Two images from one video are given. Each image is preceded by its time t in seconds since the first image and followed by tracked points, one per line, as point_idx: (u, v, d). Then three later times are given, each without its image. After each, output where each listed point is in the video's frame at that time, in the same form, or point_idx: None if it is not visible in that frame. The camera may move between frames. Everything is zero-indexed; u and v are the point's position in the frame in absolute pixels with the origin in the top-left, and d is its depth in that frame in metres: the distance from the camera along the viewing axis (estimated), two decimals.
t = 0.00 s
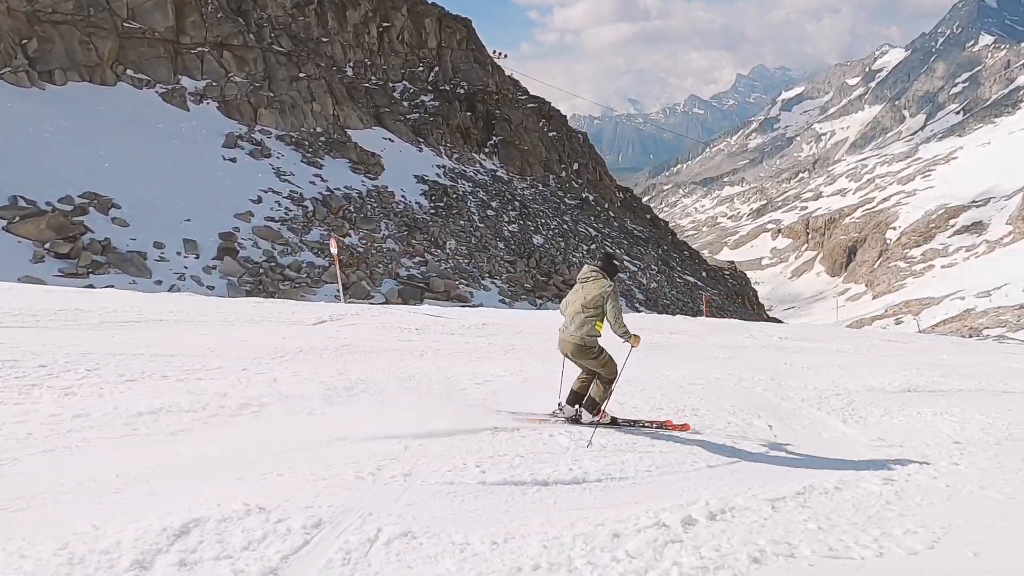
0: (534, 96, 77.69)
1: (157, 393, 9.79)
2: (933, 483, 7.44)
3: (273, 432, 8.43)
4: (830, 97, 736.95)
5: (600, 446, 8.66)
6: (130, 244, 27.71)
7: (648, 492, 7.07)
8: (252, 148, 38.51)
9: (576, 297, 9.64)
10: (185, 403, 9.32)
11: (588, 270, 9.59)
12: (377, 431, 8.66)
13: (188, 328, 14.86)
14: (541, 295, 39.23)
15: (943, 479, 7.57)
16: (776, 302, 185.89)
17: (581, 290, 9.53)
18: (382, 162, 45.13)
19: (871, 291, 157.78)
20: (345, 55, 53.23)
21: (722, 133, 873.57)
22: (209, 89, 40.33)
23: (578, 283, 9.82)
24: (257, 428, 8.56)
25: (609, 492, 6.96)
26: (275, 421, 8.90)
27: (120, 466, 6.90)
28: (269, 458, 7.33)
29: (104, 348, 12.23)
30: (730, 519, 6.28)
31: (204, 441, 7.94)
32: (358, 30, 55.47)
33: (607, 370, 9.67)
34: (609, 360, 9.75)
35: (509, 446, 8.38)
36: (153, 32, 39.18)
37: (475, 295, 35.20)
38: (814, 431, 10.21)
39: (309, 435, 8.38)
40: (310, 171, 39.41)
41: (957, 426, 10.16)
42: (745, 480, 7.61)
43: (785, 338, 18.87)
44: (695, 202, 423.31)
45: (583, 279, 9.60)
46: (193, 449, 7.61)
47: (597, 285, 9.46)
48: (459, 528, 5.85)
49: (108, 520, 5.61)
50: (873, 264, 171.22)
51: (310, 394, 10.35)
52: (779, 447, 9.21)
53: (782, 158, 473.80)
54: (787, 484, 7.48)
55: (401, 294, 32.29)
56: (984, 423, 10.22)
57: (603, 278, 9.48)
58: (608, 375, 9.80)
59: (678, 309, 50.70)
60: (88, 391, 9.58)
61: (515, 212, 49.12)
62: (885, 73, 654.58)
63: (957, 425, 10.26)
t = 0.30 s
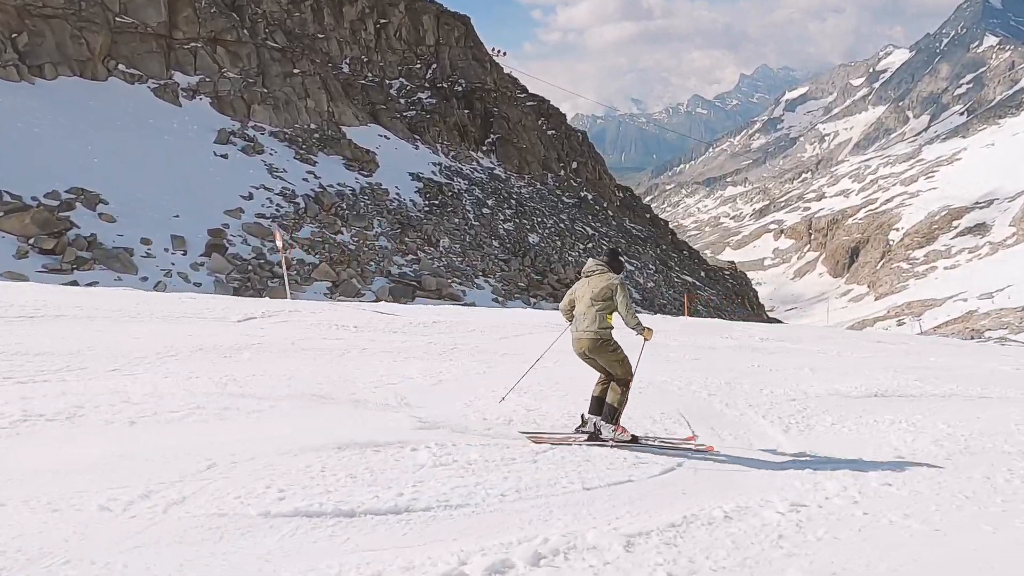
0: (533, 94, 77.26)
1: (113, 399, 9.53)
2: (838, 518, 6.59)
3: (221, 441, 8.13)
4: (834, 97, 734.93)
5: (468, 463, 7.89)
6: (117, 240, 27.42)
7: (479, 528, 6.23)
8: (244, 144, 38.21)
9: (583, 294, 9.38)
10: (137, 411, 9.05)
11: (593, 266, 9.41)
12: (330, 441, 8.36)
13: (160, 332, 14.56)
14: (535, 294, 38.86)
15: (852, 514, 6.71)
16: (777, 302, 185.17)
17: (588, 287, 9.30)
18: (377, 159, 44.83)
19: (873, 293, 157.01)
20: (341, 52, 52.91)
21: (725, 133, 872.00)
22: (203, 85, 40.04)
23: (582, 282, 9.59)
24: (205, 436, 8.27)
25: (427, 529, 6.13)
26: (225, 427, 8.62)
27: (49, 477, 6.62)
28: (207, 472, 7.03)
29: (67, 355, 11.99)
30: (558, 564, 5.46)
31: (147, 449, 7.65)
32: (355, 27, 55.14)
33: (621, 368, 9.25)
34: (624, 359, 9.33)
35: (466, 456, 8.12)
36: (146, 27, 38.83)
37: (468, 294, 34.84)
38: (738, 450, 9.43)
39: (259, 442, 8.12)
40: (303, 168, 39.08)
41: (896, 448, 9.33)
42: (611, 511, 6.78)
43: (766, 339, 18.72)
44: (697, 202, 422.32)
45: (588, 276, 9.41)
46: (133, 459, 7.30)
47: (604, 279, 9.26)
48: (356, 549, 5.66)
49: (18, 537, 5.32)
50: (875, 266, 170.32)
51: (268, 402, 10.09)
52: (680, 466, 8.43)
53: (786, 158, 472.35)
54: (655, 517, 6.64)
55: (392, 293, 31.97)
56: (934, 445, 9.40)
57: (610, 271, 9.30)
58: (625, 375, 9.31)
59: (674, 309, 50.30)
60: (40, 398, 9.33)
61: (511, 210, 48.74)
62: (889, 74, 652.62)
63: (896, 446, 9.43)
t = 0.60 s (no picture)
0: (533, 93, 76.92)
1: (67, 403, 9.27)
2: (712, 549, 5.49)
3: (175, 449, 7.92)
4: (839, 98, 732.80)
5: (294, 481, 6.91)
6: (104, 237, 27.19)
7: (248, 563, 5.13)
8: (237, 142, 37.96)
9: (590, 307, 9.04)
10: (89, 414, 8.82)
11: (598, 277, 9.12)
12: (284, 449, 8.11)
13: (130, 334, 14.27)
14: (529, 294, 38.51)
15: (734, 544, 5.60)
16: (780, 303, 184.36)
17: (595, 298, 8.97)
18: (373, 158, 44.56)
19: (875, 294, 156.09)
20: (338, 50, 52.65)
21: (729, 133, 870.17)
22: (196, 82, 39.80)
23: (586, 294, 9.26)
24: (155, 441, 8.04)
25: (181, 565, 5.04)
26: (177, 433, 8.36)
27: None
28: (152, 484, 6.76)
29: (31, 357, 11.82)
30: None
31: (91, 453, 7.41)
32: (352, 24, 54.89)
33: (630, 384, 8.90)
34: (633, 373, 8.99)
35: (417, 461, 7.82)
36: (139, 23, 38.62)
37: (461, 293, 34.51)
38: (642, 469, 8.45)
39: (210, 448, 7.85)
40: (297, 166, 38.82)
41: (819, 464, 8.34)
42: (430, 541, 5.66)
43: (752, 341, 18.46)
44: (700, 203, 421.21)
45: (593, 288, 9.10)
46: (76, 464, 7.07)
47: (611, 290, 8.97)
48: (268, 559, 5.31)
49: None
50: (878, 267, 169.42)
51: (231, 408, 9.91)
52: (560, 484, 7.41)
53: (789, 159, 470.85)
54: (481, 549, 5.52)
55: (383, 291, 31.67)
56: (871, 462, 8.36)
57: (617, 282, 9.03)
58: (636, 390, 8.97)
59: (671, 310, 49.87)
60: None
61: (507, 210, 48.41)
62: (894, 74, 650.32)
63: (820, 463, 8.47)
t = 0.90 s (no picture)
0: (533, 92, 76.55)
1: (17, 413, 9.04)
2: None
3: (110, 460, 7.61)
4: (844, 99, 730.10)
5: (35, 507, 6.21)
6: (92, 234, 26.96)
7: None
8: (231, 139, 37.70)
9: (594, 329, 9.19)
10: (36, 423, 8.55)
11: (602, 301, 9.29)
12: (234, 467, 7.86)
13: (97, 340, 13.99)
14: (524, 293, 38.15)
15: None
16: (783, 304, 183.39)
17: (599, 321, 9.14)
18: (368, 156, 44.28)
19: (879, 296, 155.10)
20: (334, 48, 52.45)
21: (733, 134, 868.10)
22: (190, 79, 39.57)
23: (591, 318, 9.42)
24: (98, 454, 7.75)
25: None
26: (125, 445, 8.11)
27: None
28: (74, 498, 6.48)
29: None
30: None
31: (24, 460, 7.15)
32: (350, 22, 54.70)
33: (638, 398, 8.95)
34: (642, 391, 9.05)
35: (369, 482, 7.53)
36: (133, 21, 38.53)
37: (454, 292, 34.17)
38: (500, 489, 7.84)
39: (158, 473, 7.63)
40: (291, 164, 38.54)
41: (712, 485, 7.87)
42: None
43: (738, 345, 18.10)
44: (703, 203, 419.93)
45: (597, 312, 9.26)
46: (0, 475, 6.81)
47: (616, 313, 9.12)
48: None
49: None
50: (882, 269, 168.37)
51: (186, 412, 9.70)
52: (383, 507, 6.95)
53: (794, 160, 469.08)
54: None
55: (375, 291, 31.39)
56: (768, 481, 7.90)
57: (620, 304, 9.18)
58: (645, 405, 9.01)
59: (669, 310, 49.42)
60: None
61: (504, 209, 48.07)
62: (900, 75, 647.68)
63: (749, 481, 8.01)
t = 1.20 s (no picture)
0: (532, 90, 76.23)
1: None
2: None
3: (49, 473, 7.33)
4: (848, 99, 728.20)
5: None
6: (79, 231, 26.69)
7: None
8: (224, 136, 37.43)
9: (588, 344, 9.20)
10: None
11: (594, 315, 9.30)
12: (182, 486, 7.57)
13: (66, 337, 13.72)
14: (519, 292, 37.84)
15: None
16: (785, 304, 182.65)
17: (592, 335, 9.13)
18: (363, 154, 44.01)
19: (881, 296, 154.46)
20: (330, 45, 52.20)
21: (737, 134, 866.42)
22: (185, 75, 39.30)
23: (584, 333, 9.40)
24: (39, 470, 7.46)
25: None
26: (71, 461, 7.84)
27: None
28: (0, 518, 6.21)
29: None
30: None
31: None
32: (347, 19, 54.46)
33: (637, 410, 8.96)
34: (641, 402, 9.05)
35: (318, 511, 7.30)
36: (126, 17, 38.33)
37: (447, 290, 33.87)
38: (340, 511, 7.29)
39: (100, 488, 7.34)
40: (285, 161, 38.27)
41: (680, 498, 7.53)
42: None
43: (725, 345, 17.79)
44: (706, 203, 418.88)
45: (590, 326, 9.27)
46: None
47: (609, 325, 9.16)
48: None
49: None
50: (885, 269, 167.73)
51: (141, 416, 9.40)
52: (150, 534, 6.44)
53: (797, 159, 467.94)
54: None
55: (367, 289, 31.11)
56: (703, 498, 7.66)
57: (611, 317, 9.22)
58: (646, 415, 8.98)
59: (667, 309, 49.08)
60: None
61: (501, 207, 47.79)
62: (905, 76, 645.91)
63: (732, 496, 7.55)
